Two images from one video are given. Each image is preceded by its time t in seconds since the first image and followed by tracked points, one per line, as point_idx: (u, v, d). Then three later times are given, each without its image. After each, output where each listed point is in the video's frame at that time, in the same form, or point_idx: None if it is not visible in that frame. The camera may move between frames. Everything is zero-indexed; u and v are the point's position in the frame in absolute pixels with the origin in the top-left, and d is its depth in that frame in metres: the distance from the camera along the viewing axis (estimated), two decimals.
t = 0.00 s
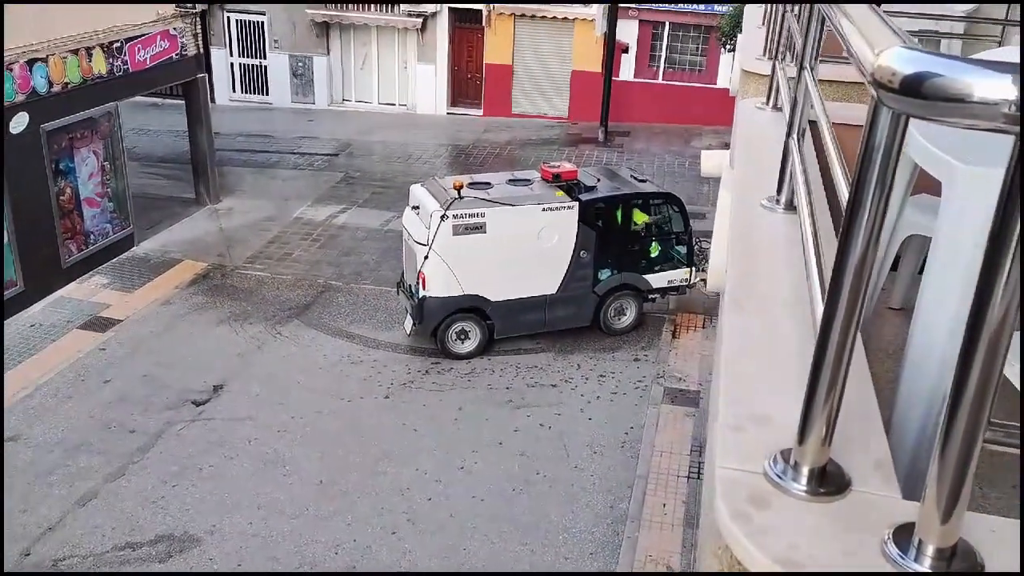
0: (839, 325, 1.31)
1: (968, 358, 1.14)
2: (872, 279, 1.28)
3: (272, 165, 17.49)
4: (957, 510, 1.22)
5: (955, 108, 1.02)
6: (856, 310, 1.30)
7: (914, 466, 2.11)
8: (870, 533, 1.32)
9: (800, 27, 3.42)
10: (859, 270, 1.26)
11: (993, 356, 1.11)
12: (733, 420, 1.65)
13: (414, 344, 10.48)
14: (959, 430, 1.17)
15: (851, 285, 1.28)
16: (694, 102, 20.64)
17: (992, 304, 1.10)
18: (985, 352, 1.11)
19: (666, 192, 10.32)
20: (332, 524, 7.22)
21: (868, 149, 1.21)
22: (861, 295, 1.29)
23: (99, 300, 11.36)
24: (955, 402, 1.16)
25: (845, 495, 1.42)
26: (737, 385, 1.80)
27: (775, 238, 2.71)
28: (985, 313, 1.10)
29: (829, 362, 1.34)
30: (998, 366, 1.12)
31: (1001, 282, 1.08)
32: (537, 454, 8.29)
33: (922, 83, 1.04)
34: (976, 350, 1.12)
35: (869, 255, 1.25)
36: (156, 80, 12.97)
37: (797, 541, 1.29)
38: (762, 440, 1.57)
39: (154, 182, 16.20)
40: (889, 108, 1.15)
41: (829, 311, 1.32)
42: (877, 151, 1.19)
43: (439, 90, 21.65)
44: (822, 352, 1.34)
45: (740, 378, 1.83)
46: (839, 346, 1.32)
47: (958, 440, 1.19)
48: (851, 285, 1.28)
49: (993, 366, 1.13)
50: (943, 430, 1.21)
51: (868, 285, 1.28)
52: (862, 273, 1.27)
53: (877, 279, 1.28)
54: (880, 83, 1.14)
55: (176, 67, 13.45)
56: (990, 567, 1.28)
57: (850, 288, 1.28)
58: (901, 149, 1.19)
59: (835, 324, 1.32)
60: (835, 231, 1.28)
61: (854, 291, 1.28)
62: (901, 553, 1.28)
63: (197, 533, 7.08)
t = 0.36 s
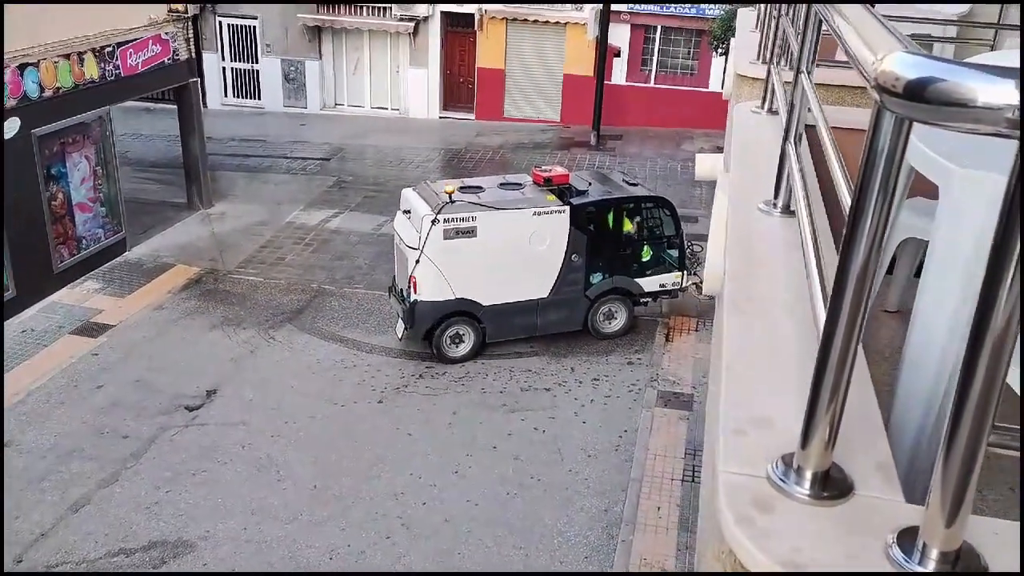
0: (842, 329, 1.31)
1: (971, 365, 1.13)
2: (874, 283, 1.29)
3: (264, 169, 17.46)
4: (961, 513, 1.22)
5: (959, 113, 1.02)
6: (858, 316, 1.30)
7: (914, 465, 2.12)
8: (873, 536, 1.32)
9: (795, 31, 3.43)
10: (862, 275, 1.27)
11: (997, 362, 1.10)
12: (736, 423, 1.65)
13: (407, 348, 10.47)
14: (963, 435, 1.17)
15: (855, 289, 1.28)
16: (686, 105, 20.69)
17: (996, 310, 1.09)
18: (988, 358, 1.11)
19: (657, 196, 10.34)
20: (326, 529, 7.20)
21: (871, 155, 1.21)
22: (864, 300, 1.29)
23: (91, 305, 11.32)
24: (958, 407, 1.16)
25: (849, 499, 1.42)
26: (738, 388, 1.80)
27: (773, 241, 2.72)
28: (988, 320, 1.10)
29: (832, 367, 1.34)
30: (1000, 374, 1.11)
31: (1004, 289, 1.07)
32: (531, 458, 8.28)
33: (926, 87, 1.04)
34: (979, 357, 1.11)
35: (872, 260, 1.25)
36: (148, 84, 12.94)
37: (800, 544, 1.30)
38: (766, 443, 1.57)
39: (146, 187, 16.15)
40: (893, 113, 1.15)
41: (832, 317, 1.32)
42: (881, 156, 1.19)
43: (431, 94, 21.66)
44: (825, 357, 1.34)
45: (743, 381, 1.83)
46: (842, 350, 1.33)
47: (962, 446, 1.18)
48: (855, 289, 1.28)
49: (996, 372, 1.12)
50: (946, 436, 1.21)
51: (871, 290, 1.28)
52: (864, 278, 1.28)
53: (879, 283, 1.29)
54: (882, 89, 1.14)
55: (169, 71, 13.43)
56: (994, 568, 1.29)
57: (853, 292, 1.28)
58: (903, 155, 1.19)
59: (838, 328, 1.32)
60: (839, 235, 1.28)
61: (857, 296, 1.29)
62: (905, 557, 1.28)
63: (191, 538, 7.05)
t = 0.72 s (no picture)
0: (844, 329, 1.32)
1: (973, 365, 1.14)
2: (876, 283, 1.29)
3: (258, 172, 17.44)
4: (963, 513, 1.22)
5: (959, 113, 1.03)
6: (860, 315, 1.31)
7: (912, 464, 2.13)
8: (875, 536, 1.33)
9: (791, 32, 3.44)
10: (864, 275, 1.27)
11: (997, 363, 1.11)
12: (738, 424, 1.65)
13: (402, 350, 10.46)
14: (965, 436, 1.17)
15: (857, 289, 1.28)
16: (680, 107, 20.71)
17: (996, 311, 1.10)
18: (989, 360, 1.11)
19: (650, 198, 10.35)
20: (322, 531, 7.19)
21: (872, 156, 1.21)
22: (865, 301, 1.29)
23: (85, 308, 11.30)
24: (959, 409, 1.16)
25: (850, 499, 1.42)
26: (738, 389, 1.80)
27: (771, 242, 2.72)
28: (989, 320, 1.10)
29: (834, 367, 1.35)
30: (1001, 375, 1.12)
31: (1004, 292, 1.07)
32: (527, 459, 8.27)
33: (927, 88, 1.04)
34: (980, 357, 1.12)
35: (874, 260, 1.26)
36: (141, 87, 12.92)
37: (803, 545, 1.30)
38: (768, 444, 1.57)
39: (140, 189, 16.11)
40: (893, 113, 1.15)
41: (834, 317, 1.33)
42: (881, 157, 1.20)
43: (425, 96, 21.65)
44: (827, 356, 1.35)
45: (744, 381, 1.84)
46: (843, 350, 1.33)
47: (964, 446, 1.19)
48: (856, 288, 1.29)
49: (998, 372, 1.12)
50: (947, 436, 1.21)
51: (872, 290, 1.28)
52: (867, 277, 1.28)
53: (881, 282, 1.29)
54: (884, 91, 1.14)
55: (162, 74, 13.40)
56: (996, 570, 1.29)
57: (855, 292, 1.28)
58: (905, 156, 1.19)
59: (840, 328, 1.32)
60: (841, 237, 1.28)
61: (859, 295, 1.29)
62: (907, 556, 1.28)
63: (186, 542, 7.02)
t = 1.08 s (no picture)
0: (841, 325, 1.32)
1: (969, 362, 1.14)
2: (872, 281, 1.29)
3: (252, 173, 17.40)
4: (959, 511, 1.23)
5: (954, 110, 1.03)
6: (856, 311, 1.31)
7: (907, 462, 2.14)
8: (873, 535, 1.33)
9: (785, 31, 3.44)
10: (860, 273, 1.27)
11: (995, 358, 1.11)
12: (735, 423, 1.65)
13: (395, 352, 10.45)
14: (962, 434, 1.17)
15: (852, 288, 1.29)
16: (674, 107, 20.73)
17: (993, 308, 1.10)
18: (985, 358, 1.11)
19: (641, 198, 10.41)
20: (318, 533, 7.18)
21: (868, 154, 1.21)
22: (862, 298, 1.30)
23: (78, 311, 11.26)
24: (956, 406, 1.17)
25: (847, 498, 1.42)
26: (737, 389, 1.80)
27: (767, 243, 2.72)
28: (986, 317, 1.10)
29: (831, 363, 1.35)
30: (999, 371, 1.12)
31: (1001, 287, 1.08)
32: (523, 460, 8.27)
33: (922, 87, 1.04)
34: (977, 355, 1.12)
35: (869, 260, 1.26)
36: (133, 88, 12.87)
37: (802, 545, 1.29)
38: (765, 443, 1.57)
39: (133, 192, 16.07)
40: (890, 111, 1.15)
41: (829, 316, 1.33)
42: (878, 154, 1.20)
43: (419, 97, 21.64)
44: (824, 354, 1.35)
45: (740, 381, 1.84)
46: (840, 348, 1.33)
47: (960, 445, 1.19)
48: (852, 287, 1.29)
49: (995, 369, 1.12)
50: (944, 435, 1.21)
51: (869, 289, 1.29)
52: (863, 275, 1.28)
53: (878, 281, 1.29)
54: (880, 89, 1.14)
55: (154, 75, 13.37)
56: (993, 568, 1.30)
57: (851, 291, 1.29)
58: (900, 153, 1.20)
59: (836, 325, 1.33)
60: (837, 236, 1.28)
61: (856, 293, 1.29)
62: (905, 554, 1.28)
63: (181, 544, 7.00)
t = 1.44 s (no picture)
0: (837, 323, 1.32)
1: (966, 359, 1.14)
2: (869, 277, 1.29)
3: (246, 175, 17.38)
4: (957, 507, 1.23)
5: (951, 108, 1.03)
6: (853, 309, 1.31)
7: (904, 459, 2.13)
8: (872, 532, 1.33)
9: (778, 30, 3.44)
10: (856, 270, 1.27)
11: (992, 355, 1.11)
12: (734, 422, 1.64)
13: (390, 353, 10.43)
14: (961, 430, 1.17)
15: (850, 285, 1.29)
16: (668, 107, 20.74)
17: (990, 304, 1.10)
18: (983, 355, 1.12)
19: (632, 197, 10.42)
20: (314, 535, 7.17)
21: (865, 151, 1.21)
22: (859, 294, 1.29)
23: (73, 314, 11.23)
24: (954, 402, 1.17)
25: (845, 495, 1.42)
26: (734, 388, 1.80)
27: (761, 242, 2.72)
28: (983, 314, 1.10)
29: (829, 359, 1.35)
30: (996, 368, 1.12)
31: (998, 283, 1.08)
32: (519, 460, 8.26)
33: (918, 84, 1.05)
34: (975, 351, 1.12)
35: (866, 257, 1.26)
36: (127, 90, 12.84)
37: (801, 543, 1.30)
38: (763, 442, 1.57)
39: (126, 194, 16.03)
40: (886, 107, 1.15)
41: (827, 313, 1.33)
42: (874, 151, 1.20)
43: (413, 98, 21.63)
44: (821, 352, 1.35)
45: (738, 379, 1.84)
46: (838, 345, 1.33)
47: (958, 441, 1.19)
48: (850, 283, 1.29)
49: (994, 366, 1.12)
50: (942, 432, 1.21)
51: (866, 285, 1.29)
52: (859, 272, 1.28)
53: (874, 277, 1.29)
54: (878, 85, 1.14)
55: (148, 77, 13.33)
56: (991, 564, 1.30)
57: (848, 287, 1.29)
58: (896, 151, 1.20)
59: (834, 322, 1.33)
60: (834, 233, 1.28)
61: (853, 290, 1.29)
62: (903, 550, 1.28)
63: (178, 547, 6.98)
